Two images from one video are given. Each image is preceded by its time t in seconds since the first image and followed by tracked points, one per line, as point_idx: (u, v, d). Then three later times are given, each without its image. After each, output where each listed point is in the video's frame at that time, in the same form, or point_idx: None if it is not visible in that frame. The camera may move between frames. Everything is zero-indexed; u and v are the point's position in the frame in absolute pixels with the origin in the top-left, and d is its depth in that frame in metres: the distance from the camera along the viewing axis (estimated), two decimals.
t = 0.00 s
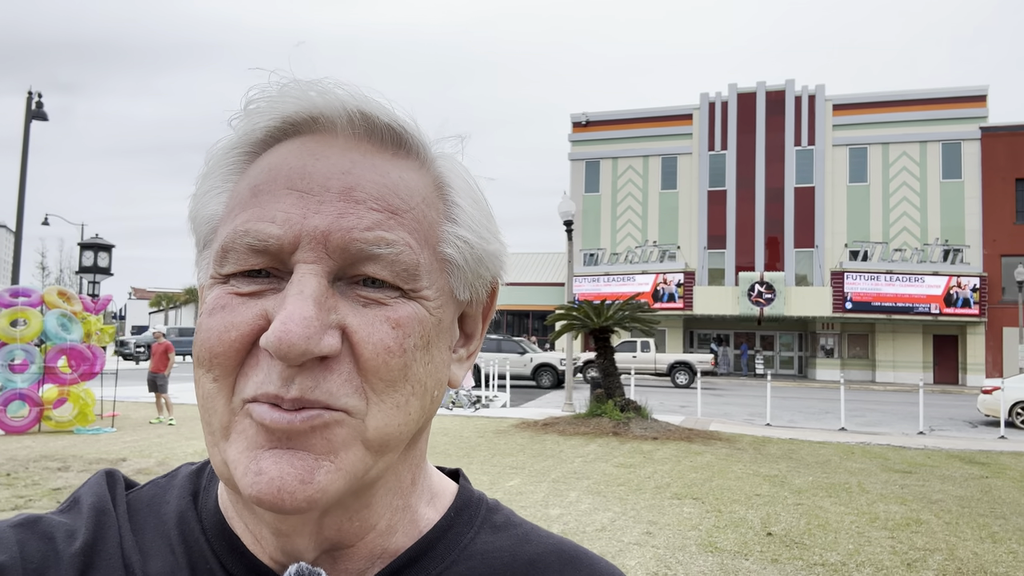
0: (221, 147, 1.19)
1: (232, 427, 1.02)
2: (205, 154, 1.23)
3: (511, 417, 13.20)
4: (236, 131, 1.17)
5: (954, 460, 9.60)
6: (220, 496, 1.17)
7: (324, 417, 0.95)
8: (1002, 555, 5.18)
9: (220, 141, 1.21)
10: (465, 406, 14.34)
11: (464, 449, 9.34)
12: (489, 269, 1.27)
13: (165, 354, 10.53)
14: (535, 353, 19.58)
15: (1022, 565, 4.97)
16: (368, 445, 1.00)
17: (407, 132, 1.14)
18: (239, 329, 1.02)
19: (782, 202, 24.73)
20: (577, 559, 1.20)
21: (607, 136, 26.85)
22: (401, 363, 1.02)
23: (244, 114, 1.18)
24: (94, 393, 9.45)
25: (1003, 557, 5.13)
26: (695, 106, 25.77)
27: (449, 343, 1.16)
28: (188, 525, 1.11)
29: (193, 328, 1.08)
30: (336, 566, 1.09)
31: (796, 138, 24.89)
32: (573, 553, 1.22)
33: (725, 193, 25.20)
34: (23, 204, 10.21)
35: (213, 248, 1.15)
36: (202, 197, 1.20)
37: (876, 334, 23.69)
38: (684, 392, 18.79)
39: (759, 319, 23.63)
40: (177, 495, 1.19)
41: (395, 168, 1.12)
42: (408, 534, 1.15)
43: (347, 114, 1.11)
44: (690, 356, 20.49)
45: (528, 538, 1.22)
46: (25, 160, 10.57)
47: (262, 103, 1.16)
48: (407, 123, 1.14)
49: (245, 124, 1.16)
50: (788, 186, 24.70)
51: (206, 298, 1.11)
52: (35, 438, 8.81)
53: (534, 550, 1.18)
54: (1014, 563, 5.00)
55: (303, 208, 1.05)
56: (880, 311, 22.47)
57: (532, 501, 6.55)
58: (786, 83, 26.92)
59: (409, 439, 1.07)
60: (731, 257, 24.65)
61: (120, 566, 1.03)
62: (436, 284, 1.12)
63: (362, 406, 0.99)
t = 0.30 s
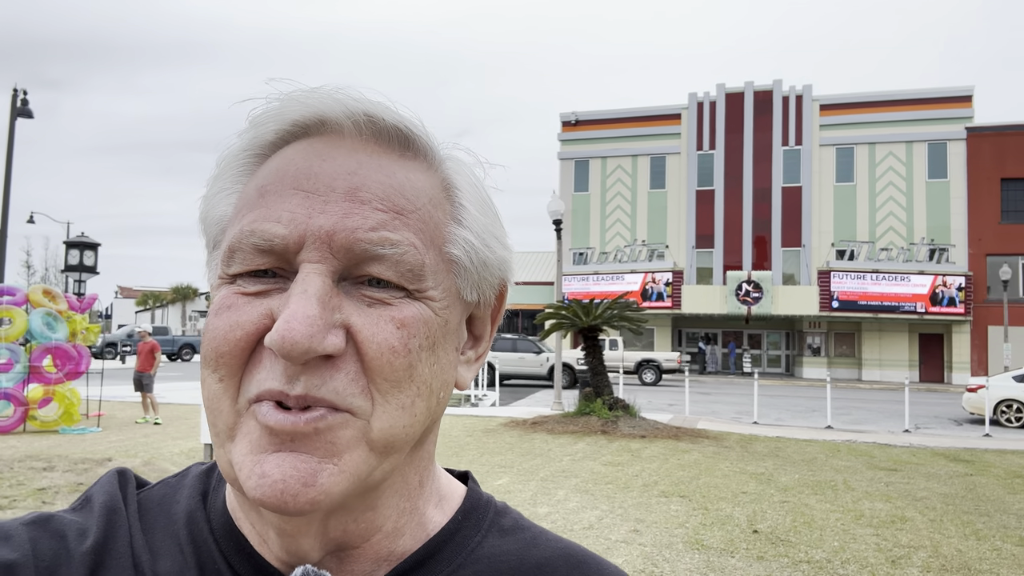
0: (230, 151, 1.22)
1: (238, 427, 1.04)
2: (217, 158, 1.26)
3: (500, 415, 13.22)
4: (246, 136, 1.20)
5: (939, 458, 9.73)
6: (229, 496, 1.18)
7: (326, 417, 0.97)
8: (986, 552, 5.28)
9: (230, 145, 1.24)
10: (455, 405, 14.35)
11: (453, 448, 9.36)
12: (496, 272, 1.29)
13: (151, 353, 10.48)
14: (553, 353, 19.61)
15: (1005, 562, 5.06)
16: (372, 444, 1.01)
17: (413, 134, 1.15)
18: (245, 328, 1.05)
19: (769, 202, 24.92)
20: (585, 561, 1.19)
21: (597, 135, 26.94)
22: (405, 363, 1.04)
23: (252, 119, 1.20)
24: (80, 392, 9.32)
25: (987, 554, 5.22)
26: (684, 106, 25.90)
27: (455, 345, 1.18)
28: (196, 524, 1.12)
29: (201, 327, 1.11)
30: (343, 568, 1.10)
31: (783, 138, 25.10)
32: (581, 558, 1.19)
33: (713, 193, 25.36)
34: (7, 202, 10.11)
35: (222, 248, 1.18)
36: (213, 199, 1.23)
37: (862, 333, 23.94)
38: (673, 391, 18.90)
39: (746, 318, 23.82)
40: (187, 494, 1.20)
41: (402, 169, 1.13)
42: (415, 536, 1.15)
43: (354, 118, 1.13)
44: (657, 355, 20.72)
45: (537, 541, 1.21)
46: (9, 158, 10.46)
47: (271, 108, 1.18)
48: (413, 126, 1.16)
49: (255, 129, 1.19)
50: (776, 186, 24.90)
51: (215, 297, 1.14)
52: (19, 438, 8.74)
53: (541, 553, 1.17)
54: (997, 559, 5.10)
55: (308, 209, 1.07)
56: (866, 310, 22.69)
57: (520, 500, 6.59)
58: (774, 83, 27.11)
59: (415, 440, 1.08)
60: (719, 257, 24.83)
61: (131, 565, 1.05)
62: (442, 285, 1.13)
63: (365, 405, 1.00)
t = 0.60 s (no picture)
0: (243, 150, 1.24)
1: (250, 421, 1.07)
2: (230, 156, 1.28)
3: (489, 415, 13.28)
4: (260, 136, 1.23)
5: (923, 456, 9.90)
6: (241, 492, 1.19)
7: (341, 412, 0.99)
8: (969, 549, 5.38)
9: (243, 144, 1.27)
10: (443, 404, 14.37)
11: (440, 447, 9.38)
12: (507, 271, 1.31)
13: (137, 352, 10.42)
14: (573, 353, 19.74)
15: (986, 558, 5.17)
16: (385, 440, 1.03)
17: (425, 134, 1.18)
18: (255, 322, 1.07)
19: (756, 202, 25.15)
20: (595, 563, 1.20)
21: (585, 134, 27.04)
22: (418, 359, 1.06)
23: (266, 119, 1.23)
24: (64, 392, 9.27)
25: (969, 551, 5.33)
26: (671, 106, 26.06)
27: (467, 344, 1.20)
28: (209, 522, 1.13)
29: (213, 322, 1.13)
30: (354, 566, 1.11)
31: (770, 138, 25.33)
32: (592, 560, 1.20)
33: (701, 192, 25.55)
34: None
35: (236, 245, 1.21)
36: (227, 197, 1.26)
37: (848, 332, 24.21)
38: (660, 390, 19.03)
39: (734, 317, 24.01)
40: (200, 492, 1.20)
41: (416, 168, 1.16)
42: (426, 536, 1.16)
43: (367, 118, 1.16)
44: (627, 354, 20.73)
45: (548, 544, 1.21)
46: None
47: (285, 108, 1.21)
48: (425, 126, 1.19)
49: (268, 129, 1.22)
50: (763, 185, 25.12)
51: (227, 293, 1.17)
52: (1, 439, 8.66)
53: (552, 555, 1.18)
54: (978, 556, 5.20)
55: (320, 205, 1.09)
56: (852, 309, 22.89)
57: (508, 499, 6.64)
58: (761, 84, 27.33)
59: (427, 436, 1.10)
60: (706, 256, 25.02)
61: (144, 563, 1.06)
62: (454, 283, 1.15)
63: (380, 399, 1.03)
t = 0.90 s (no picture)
0: (250, 155, 1.24)
1: (258, 423, 1.06)
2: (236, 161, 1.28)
3: (477, 414, 13.32)
4: (266, 139, 1.23)
5: (907, 455, 10.05)
6: (248, 495, 1.18)
7: (347, 413, 0.99)
8: (949, 547, 5.51)
9: (249, 149, 1.26)
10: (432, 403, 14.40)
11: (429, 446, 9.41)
12: (512, 274, 1.32)
13: (125, 352, 10.36)
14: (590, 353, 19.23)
15: (967, 556, 5.28)
16: (391, 441, 1.03)
17: (432, 139, 1.18)
18: (264, 326, 1.07)
19: (743, 202, 25.36)
20: (600, 566, 1.21)
21: (574, 134, 27.15)
22: (425, 362, 1.06)
23: (274, 122, 1.23)
24: (50, 393, 9.25)
25: (951, 549, 5.44)
26: (660, 106, 26.22)
27: (473, 347, 1.20)
28: (216, 525, 1.12)
29: (220, 325, 1.13)
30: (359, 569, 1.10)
31: (757, 139, 25.54)
32: (596, 563, 1.21)
33: (689, 192, 25.72)
34: None
35: (243, 249, 1.21)
36: (233, 202, 1.26)
37: (834, 331, 24.48)
38: (649, 390, 19.14)
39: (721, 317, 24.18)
40: (206, 495, 1.21)
41: (423, 172, 1.16)
42: (432, 538, 1.16)
43: (374, 122, 1.16)
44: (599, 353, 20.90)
45: (553, 546, 1.22)
46: None
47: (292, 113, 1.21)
48: (433, 130, 1.19)
49: (276, 132, 1.22)
50: (750, 186, 25.34)
51: (234, 297, 1.17)
52: None
53: (557, 557, 1.19)
54: (960, 554, 5.32)
55: (329, 208, 1.09)
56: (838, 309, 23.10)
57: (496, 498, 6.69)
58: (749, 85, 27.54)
59: (432, 439, 1.10)
60: (694, 256, 25.21)
61: (151, 566, 1.05)
62: (460, 286, 1.16)
63: (387, 401, 1.02)
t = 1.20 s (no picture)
0: (248, 152, 1.24)
1: (256, 419, 1.06)
2: (233, 158, 1.28)
3: (467, 414, 13.35)
4: (265, 139, 1.23)
5: (894, 454, 10.17)
6: (243, 492, 1.21)
7: (346, 413, 0.99)
8: (935, 545, 5.60)
9: (247, 146, 1.26)
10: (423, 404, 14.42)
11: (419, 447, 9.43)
12: (508, 273, 1.32)
13: (116, 352, 10.29)
14: (615, 354, 19.20)
15: (952, 554, 5.38)
16: (390, 439, 1.03)
17: (430, 138, 1.18)
18: (263, 322, 1.07)
19: (733, 202, 25.52)
20: (594, 563, 1.23)
21: (565, 135, 27.24)
22: (423, 358, 1.06)
23: (271, 119, 1.23)
24: (37, 394, 9.21)
25: (936, 547, 5.53)
26: (650, 107, 26.34)
27: (469, 345, 1.20)
28: (213, 521, 1.16)
29: (218, 321, 1.13)
30: (357, 563, 1.12)
31: (747, 139, 25.70)
32: (590, 559, 1.24)
33: (679, 193, 25.86)
34: None
35: (240, 246, 1.21)
36: (231, 199, 1.25)
37: (823, 332, 24.76)
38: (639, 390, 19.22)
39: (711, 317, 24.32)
40: (203, 491, 1.24)
41: (420, 170, 1.16)
42: (429, 534, 1.18)
43: (373, 120, 1.16)
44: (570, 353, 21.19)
45: (546, 542, 1.24)
46: None
47: (291, 108, 1.21)
48: (430, 129, 1.19)
49: (274, 129, 1.21)
50: (740, 187, 25.50)
51: (232, 293, 1.16)
52: None
53: (551, 554, 1.21)
54: (945, 552, 5.41)
55: (327, 206, 1.09)
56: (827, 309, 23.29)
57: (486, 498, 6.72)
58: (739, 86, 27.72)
59: (430, 434, 1.10)
60: (684, 257, 25.34)
61: (149, 562, 1.08)
62: (457, 283, 1.16)
63: (385, 399, 1.02)
